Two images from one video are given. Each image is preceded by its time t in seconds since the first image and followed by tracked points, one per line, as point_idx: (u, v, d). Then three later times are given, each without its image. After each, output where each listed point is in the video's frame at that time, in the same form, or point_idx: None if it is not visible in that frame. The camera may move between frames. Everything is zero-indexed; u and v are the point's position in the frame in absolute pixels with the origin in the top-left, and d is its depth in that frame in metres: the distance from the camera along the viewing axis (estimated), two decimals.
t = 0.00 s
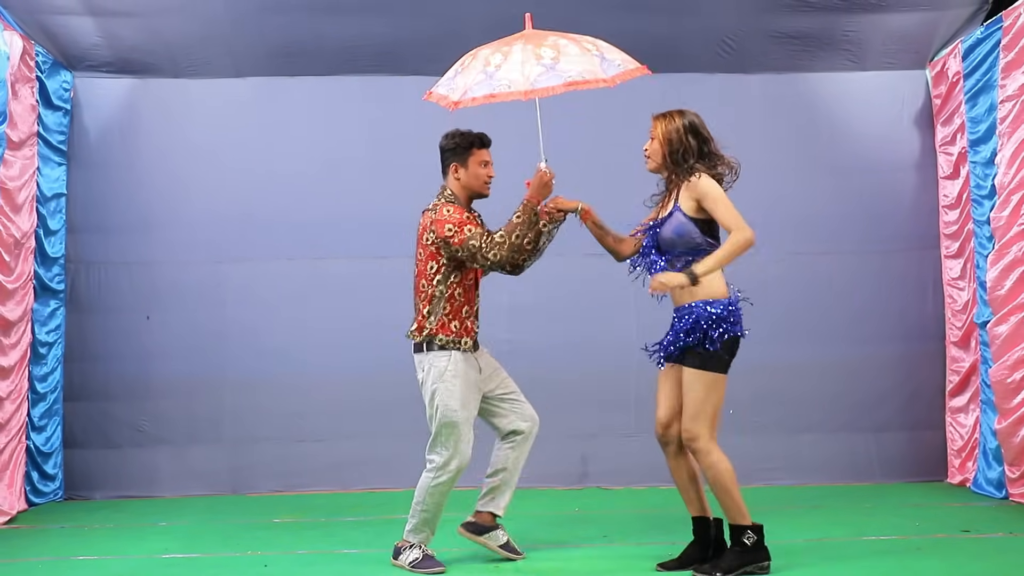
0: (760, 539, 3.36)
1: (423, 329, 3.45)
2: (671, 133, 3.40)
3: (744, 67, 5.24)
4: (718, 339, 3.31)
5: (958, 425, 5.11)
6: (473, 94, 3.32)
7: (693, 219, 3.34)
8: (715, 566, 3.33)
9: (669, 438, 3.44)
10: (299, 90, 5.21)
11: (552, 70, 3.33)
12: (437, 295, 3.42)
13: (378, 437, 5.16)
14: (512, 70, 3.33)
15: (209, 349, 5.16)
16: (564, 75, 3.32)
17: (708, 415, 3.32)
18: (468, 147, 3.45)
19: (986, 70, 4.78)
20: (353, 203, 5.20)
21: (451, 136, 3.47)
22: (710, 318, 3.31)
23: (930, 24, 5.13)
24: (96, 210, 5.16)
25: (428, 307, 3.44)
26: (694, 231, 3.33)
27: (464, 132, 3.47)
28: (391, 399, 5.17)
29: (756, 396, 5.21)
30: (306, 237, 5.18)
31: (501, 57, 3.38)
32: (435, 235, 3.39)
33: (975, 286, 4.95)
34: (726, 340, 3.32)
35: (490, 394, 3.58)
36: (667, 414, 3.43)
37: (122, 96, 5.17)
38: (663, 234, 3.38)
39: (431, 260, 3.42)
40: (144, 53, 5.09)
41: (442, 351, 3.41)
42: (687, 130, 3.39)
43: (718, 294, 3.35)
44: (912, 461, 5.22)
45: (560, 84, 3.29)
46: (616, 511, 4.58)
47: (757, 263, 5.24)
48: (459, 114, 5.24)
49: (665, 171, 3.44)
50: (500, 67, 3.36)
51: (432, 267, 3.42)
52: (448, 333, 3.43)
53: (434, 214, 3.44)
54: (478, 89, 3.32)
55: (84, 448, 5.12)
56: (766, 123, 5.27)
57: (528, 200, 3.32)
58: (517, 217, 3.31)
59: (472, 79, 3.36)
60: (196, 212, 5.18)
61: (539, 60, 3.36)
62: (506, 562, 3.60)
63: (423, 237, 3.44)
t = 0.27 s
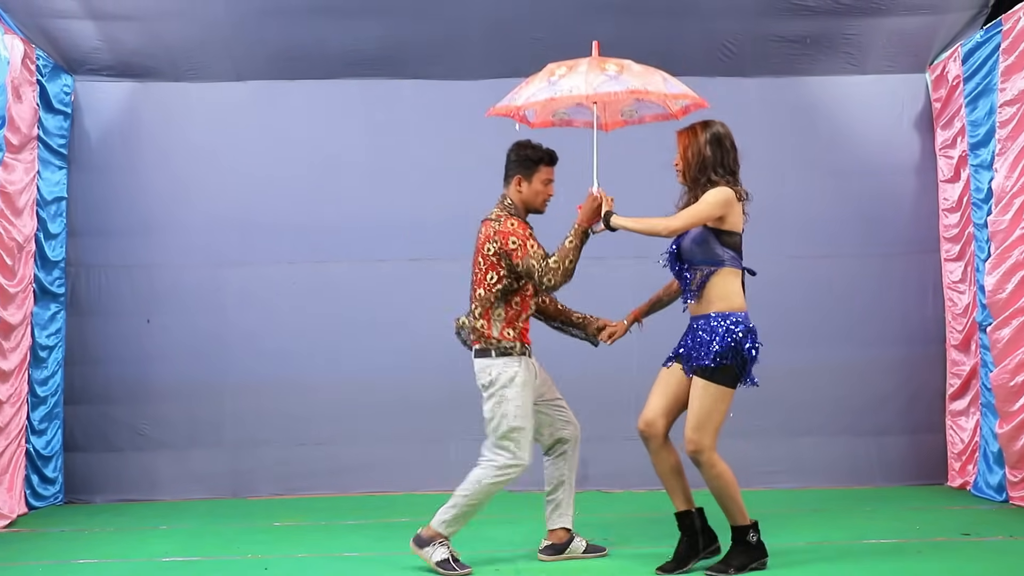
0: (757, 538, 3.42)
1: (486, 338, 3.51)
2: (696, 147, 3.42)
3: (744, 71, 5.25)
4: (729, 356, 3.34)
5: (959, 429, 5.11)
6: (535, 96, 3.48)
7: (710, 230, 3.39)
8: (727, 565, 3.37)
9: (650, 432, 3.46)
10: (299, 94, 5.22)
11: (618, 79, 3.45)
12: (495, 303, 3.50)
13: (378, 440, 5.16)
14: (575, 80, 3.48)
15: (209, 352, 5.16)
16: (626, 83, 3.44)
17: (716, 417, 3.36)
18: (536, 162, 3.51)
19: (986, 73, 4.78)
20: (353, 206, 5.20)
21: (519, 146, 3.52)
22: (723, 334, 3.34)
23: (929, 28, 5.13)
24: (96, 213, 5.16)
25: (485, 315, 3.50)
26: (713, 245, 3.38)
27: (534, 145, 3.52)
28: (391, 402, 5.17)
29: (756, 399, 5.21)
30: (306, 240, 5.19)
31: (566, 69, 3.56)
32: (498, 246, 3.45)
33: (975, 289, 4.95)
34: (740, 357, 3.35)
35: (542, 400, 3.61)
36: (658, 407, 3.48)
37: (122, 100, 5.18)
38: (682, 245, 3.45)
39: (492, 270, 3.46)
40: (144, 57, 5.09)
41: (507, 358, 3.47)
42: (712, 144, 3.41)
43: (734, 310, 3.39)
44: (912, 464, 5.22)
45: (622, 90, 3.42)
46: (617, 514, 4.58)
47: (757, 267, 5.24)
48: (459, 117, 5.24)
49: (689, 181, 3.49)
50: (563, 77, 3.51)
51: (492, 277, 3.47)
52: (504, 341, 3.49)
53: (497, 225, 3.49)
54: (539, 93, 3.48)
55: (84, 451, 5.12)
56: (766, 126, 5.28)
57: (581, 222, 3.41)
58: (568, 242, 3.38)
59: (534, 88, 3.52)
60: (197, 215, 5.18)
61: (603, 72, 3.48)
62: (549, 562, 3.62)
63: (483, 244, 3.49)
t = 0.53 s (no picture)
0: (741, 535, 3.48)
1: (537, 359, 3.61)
2: (696, 158, 3.50)
3: (737, 80, 5.38)
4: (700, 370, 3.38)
5: (947, 428, 5.24)
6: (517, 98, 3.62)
7: (696, 240, 3.44)
8: (720, 561, 3.47)
9: (623, 436, 3.45)
10: (303, 101, 5.34)
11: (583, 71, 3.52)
12: (541, 323, 3.60)
13: (380, 440, 5.28)
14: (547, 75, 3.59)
15: (215, 354, 5.28)
16: (587, 75, 3.51)
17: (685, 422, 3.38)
18: (556, 182, 3.62)
19: (972, 82, 4.92)
20: (355, 212, 5.32)
21: (536, 171, 3.63)
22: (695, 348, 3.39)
23: (918, 38, 5.26)
24: (105, 218, 5.28)
25: (540, 339, 3.60)
26: (694, 256, 3.43)
27: (551, 167, 3.63)
28: (393, 403, 5.29)
29: (750, 400, 5.34)
30: (310, 244, 5.31)
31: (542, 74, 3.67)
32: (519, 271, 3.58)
33: (962, 293, 5.08)
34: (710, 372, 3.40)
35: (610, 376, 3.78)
36: (632, 413, 3.46)
37: (130, 107, 5.30)
38: (666, 252, 3.50)
39: (527, 293, 3.60)
40: (152, 66, 5.21)
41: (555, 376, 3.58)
42: (712, 158, 3.49)
43: (708, 323, 3.45)
44: (902, 463, 5.35)
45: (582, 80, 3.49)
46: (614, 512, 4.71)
47: (749, 270, 5.37)
48: (459, 125, 5.37)
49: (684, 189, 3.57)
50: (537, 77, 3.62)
51: (528, 299, 3.60)
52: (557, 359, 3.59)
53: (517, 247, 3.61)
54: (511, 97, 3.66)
55: (92, 451, 5.23)
56: (758, 133, 5.41)
57: (580, 221, 3.47)
58: (563, 237, 3.43)
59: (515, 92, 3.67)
60: (203, 220, 5.30)
61: (571, 69, 3.56)
62: (550, 545, 3.66)
63: (513, 271, 3.61)
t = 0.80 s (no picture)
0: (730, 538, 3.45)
1: (515, 331, 3.57)
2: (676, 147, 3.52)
3: (725, 81, 5.39)
4: (690, 351, 3.38)
5: (932, 430, 5.27)
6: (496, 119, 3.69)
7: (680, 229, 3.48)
8: (699, 563, 3.45)
9: (636, 424, 3.54)
10: (291, 102, 5.33)
11: (545, 74, 3.55)
12: (522, 295, 3.56)
13: (368, 441, 5.27)
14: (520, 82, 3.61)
15: (202, 355, 5.26)
16: (549, 75, 3.54)
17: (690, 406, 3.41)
18: (551, 152, 3.58)
19: (959, 86, 4.93)
20: (343, 212, 5.31)
21: (530, 143, 3.62)
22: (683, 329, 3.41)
23: (905, 41, 5.28)
24: (91, 218, 5.25)
25: (519, 312, 3.56)
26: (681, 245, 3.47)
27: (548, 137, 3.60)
28: (380, 404, 5.28)
29: (737, 401, 5.35)
30: (298, 244, 5.29)
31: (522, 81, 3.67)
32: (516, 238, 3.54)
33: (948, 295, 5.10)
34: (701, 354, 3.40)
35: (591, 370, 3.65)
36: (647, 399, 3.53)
37: (117, 107, 5.27)
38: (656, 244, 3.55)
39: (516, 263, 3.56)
40: (139, 65, 5.19)
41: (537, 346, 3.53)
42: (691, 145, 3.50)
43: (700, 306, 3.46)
44: (888, 464, 5.37)
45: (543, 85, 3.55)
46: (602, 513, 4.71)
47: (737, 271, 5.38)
48: (448, 126, 5.36)
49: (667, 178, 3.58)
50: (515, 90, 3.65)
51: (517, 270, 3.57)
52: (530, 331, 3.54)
53: (515, 218, 3.59)
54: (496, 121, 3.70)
55: (78, 452, 5.21)
56: (746, 135, 5.42)
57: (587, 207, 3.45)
58: (575, 221, 3.43)
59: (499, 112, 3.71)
60: (191, 220, 5.28)
61: (535, 70, 3.58)
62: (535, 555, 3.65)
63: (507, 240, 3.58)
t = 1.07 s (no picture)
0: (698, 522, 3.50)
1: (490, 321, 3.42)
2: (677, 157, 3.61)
3: (718, 76, 5.40)
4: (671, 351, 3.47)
5: (924, 424, 5.28)
6: (522, 67, 3.40)
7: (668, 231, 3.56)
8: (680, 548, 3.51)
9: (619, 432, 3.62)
10: (282, 96, 5.32)
11: (591, 37, 3.30)
12: (502, 281, 3.41)
13: (360, 436, 5.27)
14: (555, 43, 3.34)
15: (194, 350, 5.25)
16: (598, 41, 3.28)
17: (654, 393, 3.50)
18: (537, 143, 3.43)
19: (951, 80, 4.94)
20: (335, 207, 5.30)
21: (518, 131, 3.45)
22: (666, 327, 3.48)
23: (897, 36, 5.28)
24: (82, 213, 5.23)
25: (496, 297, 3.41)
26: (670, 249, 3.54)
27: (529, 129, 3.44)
28: (373, 399, 5.28)
29: (729, 396, 5.36)
30: (289, 239, 5.28)
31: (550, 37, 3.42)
32: (509, 224, 3.35)
33: (940, 290, 5.11)
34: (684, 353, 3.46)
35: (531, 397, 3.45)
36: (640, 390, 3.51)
37: (108, 101, 5.26)
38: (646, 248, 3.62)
39: (500, 250, 3.40)
40: (130, 60, 5.17)
41: (505, 340, 3.38)
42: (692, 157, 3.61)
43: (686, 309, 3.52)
44: (879, 458, 5.38)
45: (594, 47, 3.26)
46: (594, 508, 4.72)
47: (729, 266, 5.39)
48: (440, 120, 5.36)
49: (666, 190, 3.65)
50: (546, 45, 3.38)
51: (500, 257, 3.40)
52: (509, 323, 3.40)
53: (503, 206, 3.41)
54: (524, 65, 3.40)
55: (69, 447, 5.20)
56: (738, 130, 5.42)
57: (600, 180, 3.40)
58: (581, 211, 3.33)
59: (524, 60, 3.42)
60: (182, 215, 5.27)
61: (581, 33, 3.34)
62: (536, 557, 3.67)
63: (493, 226, 3.40)
